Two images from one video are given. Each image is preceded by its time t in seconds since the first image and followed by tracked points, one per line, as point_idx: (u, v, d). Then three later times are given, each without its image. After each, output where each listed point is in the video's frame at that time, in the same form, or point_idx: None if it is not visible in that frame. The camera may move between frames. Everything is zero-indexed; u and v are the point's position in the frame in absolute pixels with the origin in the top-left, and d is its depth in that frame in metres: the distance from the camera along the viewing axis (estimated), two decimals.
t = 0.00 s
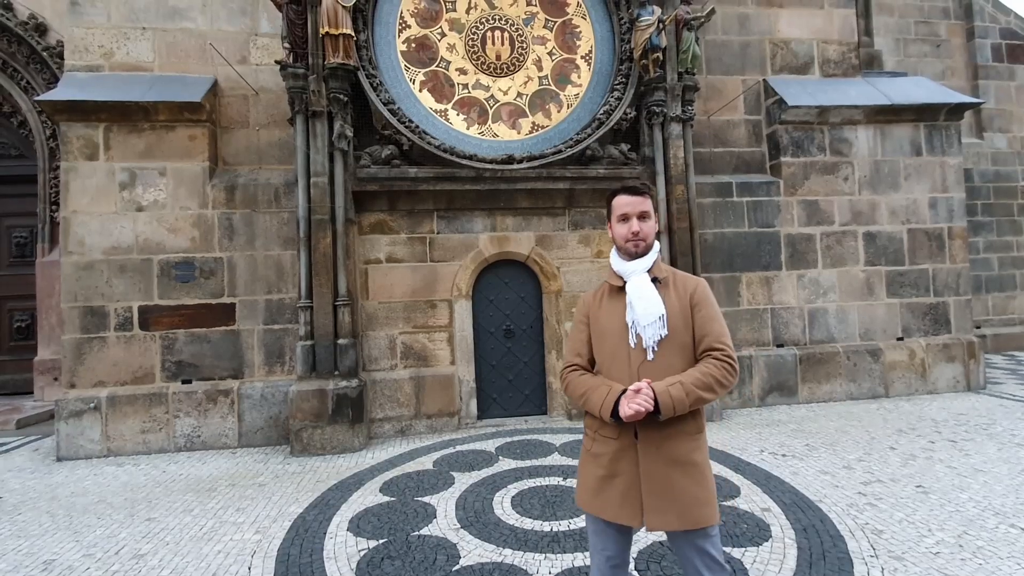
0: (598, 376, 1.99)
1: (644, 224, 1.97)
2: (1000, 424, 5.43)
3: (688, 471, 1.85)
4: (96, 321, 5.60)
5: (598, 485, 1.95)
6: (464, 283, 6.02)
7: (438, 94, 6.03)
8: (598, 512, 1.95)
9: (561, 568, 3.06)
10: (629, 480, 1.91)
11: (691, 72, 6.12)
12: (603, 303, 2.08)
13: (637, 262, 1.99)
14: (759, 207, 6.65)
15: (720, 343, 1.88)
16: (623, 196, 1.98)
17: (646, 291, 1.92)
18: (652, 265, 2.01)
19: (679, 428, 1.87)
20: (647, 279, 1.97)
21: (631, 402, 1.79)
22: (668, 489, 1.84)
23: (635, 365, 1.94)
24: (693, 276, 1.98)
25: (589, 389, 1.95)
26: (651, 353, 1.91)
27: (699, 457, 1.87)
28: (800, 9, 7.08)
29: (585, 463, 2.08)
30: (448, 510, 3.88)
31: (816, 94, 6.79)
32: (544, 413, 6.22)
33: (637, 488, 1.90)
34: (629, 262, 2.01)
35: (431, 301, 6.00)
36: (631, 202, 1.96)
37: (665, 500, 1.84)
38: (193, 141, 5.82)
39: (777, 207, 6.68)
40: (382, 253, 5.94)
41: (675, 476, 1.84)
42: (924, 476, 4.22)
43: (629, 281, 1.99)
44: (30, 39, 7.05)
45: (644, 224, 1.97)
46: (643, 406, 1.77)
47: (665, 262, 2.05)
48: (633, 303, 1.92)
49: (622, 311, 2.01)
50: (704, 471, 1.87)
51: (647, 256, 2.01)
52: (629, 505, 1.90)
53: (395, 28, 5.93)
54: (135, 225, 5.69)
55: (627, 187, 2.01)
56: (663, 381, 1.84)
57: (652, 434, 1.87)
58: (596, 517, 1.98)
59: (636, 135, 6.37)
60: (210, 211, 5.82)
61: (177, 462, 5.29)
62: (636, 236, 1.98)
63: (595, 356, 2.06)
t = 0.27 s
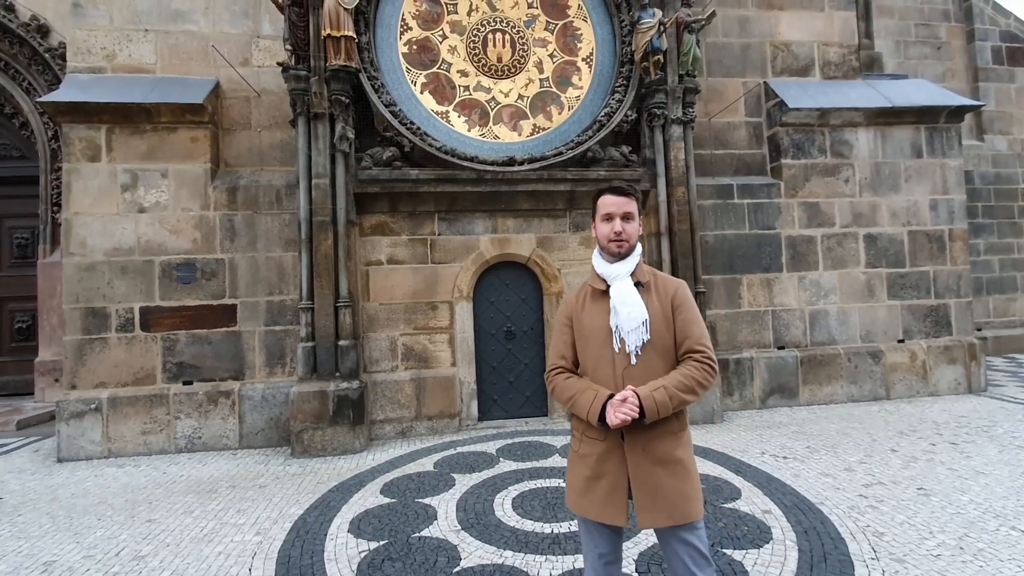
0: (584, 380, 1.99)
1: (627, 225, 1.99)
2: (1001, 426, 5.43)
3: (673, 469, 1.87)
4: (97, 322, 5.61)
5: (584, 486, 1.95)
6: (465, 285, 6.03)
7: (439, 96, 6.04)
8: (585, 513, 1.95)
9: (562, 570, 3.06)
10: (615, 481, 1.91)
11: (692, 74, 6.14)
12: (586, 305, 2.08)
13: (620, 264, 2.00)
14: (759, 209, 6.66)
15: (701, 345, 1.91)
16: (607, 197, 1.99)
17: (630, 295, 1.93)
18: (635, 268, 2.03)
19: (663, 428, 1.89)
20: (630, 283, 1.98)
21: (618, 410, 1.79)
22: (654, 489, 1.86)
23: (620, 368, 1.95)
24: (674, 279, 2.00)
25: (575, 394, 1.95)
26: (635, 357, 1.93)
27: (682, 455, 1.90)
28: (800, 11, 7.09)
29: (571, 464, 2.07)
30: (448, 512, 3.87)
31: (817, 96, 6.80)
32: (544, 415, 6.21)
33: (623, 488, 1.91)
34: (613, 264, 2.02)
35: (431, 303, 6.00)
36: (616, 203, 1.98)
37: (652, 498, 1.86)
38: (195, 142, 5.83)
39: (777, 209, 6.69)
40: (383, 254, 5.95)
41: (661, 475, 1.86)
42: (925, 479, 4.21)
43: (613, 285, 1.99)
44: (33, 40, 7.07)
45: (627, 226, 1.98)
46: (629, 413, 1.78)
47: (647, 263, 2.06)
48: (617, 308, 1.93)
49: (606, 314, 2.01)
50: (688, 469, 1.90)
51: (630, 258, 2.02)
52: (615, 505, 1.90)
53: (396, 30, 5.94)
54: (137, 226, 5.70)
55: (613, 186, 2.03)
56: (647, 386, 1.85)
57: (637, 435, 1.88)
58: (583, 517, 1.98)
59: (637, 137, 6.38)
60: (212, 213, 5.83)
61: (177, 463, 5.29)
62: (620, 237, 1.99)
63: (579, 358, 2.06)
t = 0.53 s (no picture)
0: (580, 386, 1.99)
1: (608, 230, 1.97)
2: (1002, 428, 5.41)
3: (672, 464, 1.90)
4: (97, 323, 5.61)
5: (586, 489, 1.96)
6: (466, 286, 6.03)
7: (440, 97, 6.05)
8: (585, 514, 1.96)
9: (562, 572, 3.05)
10: (614, 481, 1.93)
11: (692, 76, 6.14)
12: (575, 311, 2.06)
13: (606, 270, 1.99)
14: (760, 211, 6.66)
15: (689, 343, 1.98)
16: (585, 203, 1.97)
17: (621, 300, 1.94)
18: (620, 271, 2.03)
19: (660, 427, 1.92)
20: (619, 288, 1.98)
21: (626, 420, 1.80)
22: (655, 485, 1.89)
23: (615, 372, 1.98)
24: (659, 280, 2.04)
25: (574, 401, 1.95)
26: (630, 361, 1.96)
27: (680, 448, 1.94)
28: (800, 13, 7.10)
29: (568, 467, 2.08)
30: (448, 514, 3.87)
31: (817, 98, 6.81)
32: (544, 416, 6.21)
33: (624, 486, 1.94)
34: (598, 270, 2.00)
35: (432, 304, 6.01)
36: (593, 209, 1.95)
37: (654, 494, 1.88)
38: (196, 144, 5.85)
39: (778, 211, 6.69)
40: (384, 256, 5.95)
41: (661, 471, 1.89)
42: (926, 481, 4.21)
43: (603, 291, 1.98)
44: (35, 42, 7.09)
45: (607, 230, 1.97)
46: (637, 422, 1.80)
47: (630, 265, 2.07)
48: (611, 315, 1.93)
49: (596, 319, 2.01)
50: (686, 462, 1.94)
51: (615, 262, 2.02)
52: (618, 504, 1.92)
53: (397, 32, 5.96)
54: (138, 227, 5.71)
55: (589, 191, 2.00)
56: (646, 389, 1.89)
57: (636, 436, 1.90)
58: (582, 518, 1.99)
59: (637, 139, 6.39)
60: (213, 214, 5.84)
61: (177, 464, 5.29)
62: (601, 242, 1.97)
63: (571, 363, 2.06)
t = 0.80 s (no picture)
0: (582, 387, 1.99)
1: (598, 229, 2.00)
2: (1003, 429, 5.40)
3: (676, 461, 1.91)
4: (98, 324, 5.61)
5: (591, 490, 1.96)
6: (466, 287, 6.03)
7: (440, 98, 6.06)
8: (591, 515, 1.97)
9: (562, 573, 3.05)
10: (619, 481, 1.94)
11: (692, 77, 6.15)
12: (575, 312, 2.06)
13: (602, 270, 2.00)
14: (760, 212, 6.66)
15: (689, 339, 1.98)
16: (570, 207, 2.01)
17: (619, 299, 1.95)
18: (617, 270, 2.04)
19: (663, 424, 1.93)
20: (617, 287, 1.99)
21: (629, 419, 1.80)
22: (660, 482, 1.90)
23: (617, 371, 1.97)
24: (656, 276, 2.05)
25: (577, 402, 1.94)
26: (632, 360, 1.96)
27: (682, 445, 1.95)
28: (800, 15, 7.10)
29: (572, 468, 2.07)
30: (448, 515, 3.86)
31: (817, 99, 6.81)
32: (545, 417, 6.20)
33: (628, 484, 1.95)
34: (595, 270, 2.02)
35: (432, 305, 6.01)
36: (580, 211, 1.99)
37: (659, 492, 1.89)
38: (196, 145, 5.85)
39: (778, 212, 6.69)
40: (384, 257, 5.95)
41: (665, 468, 1.90)
42: (927, 482, 4.20)
43: (600, 291, 1.99)
44: (36, 44, 7.10)
45: (598, 230, 1.99)
46: (641, 420, 1.80)
47: (626, 264, 2.08)
48: (611, 314, 1.94)
49: (597, 319, 2.01)
50: (689, 458, 1.95)
51: (610, 261, 2.03)
52: (623, 503, 1.93)
53: (398, 33, 5.96)
54: (138, 228, 5.71)
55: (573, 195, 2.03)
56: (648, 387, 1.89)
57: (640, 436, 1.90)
58: (587, 518, 1.99)
59: (637, 140, 6.39)
60: (213, 215, 5.84)
61: (177, 465, 5.29)
62: (593, 243, 1.99)
63: (573, 364, 2.06)
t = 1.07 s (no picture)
0: (593, 383, 1.99)
1: (617, 228, 2.01)
2: (1003, 431, 5.40)
3: (687, 464, 1.90)
4: (96, 326, 5.60)
5: (601, 490, 1.94)
6: (464, 289, 6.02)
7: (439, 100, 6.06)
8: (601, 517, 1.95)
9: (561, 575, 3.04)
10: (630, 482, 1.92)
11: (691, 79, 6.15)
12: (590, 309, 2.08)
13: (620, 267, 2.02)
14: (759, 213, 6.66)
15: (704, 342, 1.98)
16: (590, 206, 2.02)
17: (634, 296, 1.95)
18: (634, 269, 2.05)
19: (676, 425, 1.92)
20: (633, 284, 2.00)
21: (638, 412, 1.80)
22: (670, 484, 1.88)
23: (630, 369, 1.97)
24: (674, 278, 2.05)
25: (587, 397, 1.94)
26: (645, 358, 1.95)
27: (695, 449, 1.93)
28: (799, 17, 7.11)
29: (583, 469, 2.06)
30: (447, 517, 3.85)
31: (816, 101, 6.82)
32: (544, 419, 6.20)
33: (639, 487, 1.92)
34: (612, 268, 2.03)
35: (431, 306, 6.00)
36: (600, 210, 2.00)
37: (669, 494, 1.88)
38: (196, 147, 5.85)
39: (777, 213, 6.69)
40: (382, 259, 5.95)
41: (676, 470, 1.88)
42: (927, 484, 4.19)
43: (617, 288, 2.00)
44: (36, 46, 7.11)
45: (616, 228, 2.00)
46: (649, 415, 1.79)
47: (644, 263, 2.09)
48: (624, 310, 1.94)
49: (612, 316, 2.02)
50: (701, 463, 1.93)
51: (628, 259, 2.05)
52: (633, 505, 1.91)
53: (397, 35, 5.97)
54: (137, 230, 5.71)
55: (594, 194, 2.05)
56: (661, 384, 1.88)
57: (652, 435, 1.90)
58: (598, 521, 1.97)
59: (636, 141, 6.40)
60: (212, 217, 5.84)
61: (176, 467, 5.28)
62: (612, 241, 2.01)
63: (586, 361, 2.06)
